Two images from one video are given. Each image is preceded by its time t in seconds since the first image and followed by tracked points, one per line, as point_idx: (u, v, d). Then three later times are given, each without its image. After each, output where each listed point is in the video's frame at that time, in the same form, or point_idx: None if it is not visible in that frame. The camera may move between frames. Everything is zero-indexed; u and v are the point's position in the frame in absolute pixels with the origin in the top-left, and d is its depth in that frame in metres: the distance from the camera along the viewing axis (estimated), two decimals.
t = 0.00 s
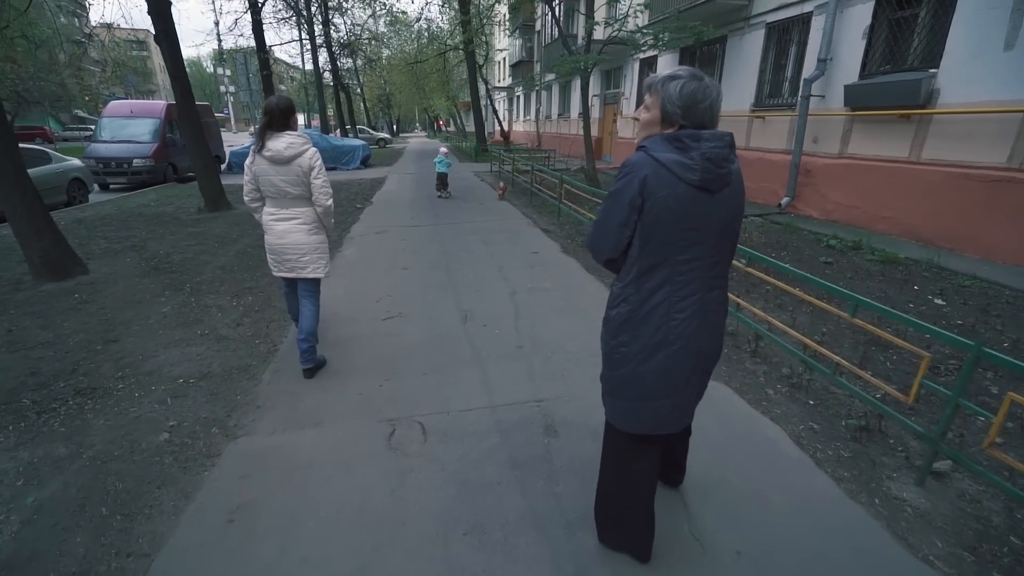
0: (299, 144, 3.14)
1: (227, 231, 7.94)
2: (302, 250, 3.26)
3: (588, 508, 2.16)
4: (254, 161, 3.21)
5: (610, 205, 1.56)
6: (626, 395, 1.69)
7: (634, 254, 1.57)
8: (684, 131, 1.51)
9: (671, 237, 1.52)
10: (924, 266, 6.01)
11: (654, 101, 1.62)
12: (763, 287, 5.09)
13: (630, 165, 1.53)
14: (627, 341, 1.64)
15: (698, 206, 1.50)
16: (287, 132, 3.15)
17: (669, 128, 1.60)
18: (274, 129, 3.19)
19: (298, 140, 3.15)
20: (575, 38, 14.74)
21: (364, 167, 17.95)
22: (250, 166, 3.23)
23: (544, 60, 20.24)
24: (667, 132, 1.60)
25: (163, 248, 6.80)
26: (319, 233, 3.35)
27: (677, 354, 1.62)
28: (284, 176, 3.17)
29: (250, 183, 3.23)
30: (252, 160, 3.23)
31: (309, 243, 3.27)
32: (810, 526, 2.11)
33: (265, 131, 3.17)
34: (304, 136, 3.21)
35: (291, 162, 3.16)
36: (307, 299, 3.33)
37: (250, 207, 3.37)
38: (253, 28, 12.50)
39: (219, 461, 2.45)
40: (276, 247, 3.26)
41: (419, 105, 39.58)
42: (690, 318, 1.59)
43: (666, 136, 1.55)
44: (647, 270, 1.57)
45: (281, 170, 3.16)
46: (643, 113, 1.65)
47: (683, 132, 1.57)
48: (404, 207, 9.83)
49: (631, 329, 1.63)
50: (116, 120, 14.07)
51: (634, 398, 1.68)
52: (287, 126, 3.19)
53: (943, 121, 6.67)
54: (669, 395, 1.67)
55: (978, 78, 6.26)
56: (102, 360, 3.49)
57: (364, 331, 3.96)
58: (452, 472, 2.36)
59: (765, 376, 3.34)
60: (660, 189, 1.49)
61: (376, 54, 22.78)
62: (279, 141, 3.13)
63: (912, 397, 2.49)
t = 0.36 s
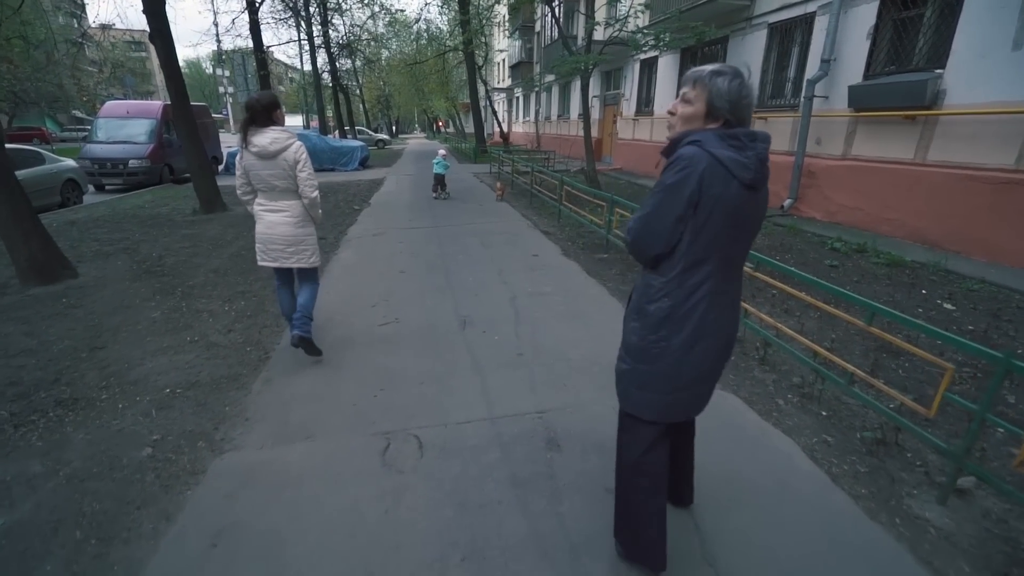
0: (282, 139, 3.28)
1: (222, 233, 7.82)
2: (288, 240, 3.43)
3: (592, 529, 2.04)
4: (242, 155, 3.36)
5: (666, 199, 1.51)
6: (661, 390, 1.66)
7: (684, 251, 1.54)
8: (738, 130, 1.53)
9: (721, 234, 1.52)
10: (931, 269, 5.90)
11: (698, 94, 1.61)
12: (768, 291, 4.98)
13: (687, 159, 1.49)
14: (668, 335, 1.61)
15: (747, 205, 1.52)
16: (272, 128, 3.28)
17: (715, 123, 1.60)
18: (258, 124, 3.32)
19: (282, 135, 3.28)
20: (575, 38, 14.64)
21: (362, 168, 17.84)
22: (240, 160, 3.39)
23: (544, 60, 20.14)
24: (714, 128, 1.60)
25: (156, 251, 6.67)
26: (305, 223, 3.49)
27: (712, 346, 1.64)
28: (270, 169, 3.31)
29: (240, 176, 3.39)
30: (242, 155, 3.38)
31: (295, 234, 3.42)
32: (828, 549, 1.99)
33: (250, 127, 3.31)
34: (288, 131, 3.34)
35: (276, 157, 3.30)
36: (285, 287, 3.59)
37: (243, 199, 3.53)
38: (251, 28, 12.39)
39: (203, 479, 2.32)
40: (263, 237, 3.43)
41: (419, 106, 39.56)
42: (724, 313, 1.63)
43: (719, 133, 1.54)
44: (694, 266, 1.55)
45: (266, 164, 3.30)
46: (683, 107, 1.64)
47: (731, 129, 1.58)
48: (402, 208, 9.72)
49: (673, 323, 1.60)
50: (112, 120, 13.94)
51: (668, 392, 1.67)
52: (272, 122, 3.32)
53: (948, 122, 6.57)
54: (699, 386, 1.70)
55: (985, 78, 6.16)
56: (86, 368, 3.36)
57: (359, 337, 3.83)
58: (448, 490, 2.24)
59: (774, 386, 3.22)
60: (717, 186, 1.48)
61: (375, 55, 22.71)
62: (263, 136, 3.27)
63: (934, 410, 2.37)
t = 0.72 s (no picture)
0: (254, 136, 3.26)
1: (186, 235, 7.47)
2: (262, 238, 3.42)
3: (579, 549, 1.94)
4: (209, 152, 3.27)
5: (689, 194, 1.58)
6: (676, 381, 1.75)
7: (703, 243, 1.63)
8: (745, 127, 1.67)
9: (733, 226, 1.65)
10: (901, 265, 6.02)
11: (708, 90, 1.71)
12: (748, 289, 4.98)
13: (707, 154, 1.58)
14: (684, 328, 1.69)
15: (752, 196, 1.68)
16: (242, 125, 3.25)
17: (721, 119, 1.72)
18: (226, 122, 3.27)
19: (253, 132, 3.27)
20: (550, 35, 14.54)
21: (334, 166, 17.43)
22: (206, 157, 3.29)
23: (519, 57, 19.98)
24: (720, 124, 1.72)
25: (113, 255, 6.33)
26: (277, 220, 3.50)
27: (721, 335, 1.75)
28: (242, 167, 3.27)
29: (206, 175, 3.29)
30: (206, 152, 3.28)
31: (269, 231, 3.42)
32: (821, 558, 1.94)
33: (218, 123, 3.25)
34: (258, 128, 3.33)
35: (248, 154, 3.27)
36: (251, 289, 3.47)
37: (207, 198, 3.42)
38: (214, 21, 11.91)
39: (159, 508, 2.14)
40: (235, 237, 3.36)
41: (391, 102, 38.96)
42: (731, 303, 1.75)
43: (728, 129, 1.67)
44: (709, 258, 1.65)
45: (238, 161, 3.26)
46: (693, 101, 1.73)
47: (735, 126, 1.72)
48: (376, 207, 9.49)
49: (689, 316, 1.68)
50: (66, 116, 13.25)
51: (684, 383, 1.75)
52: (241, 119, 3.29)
53: (916, 121, 6.71)
54: (709, 374, 1.80)
55: (951, 79, 6.31)
56: (32, 386, 3.11)
57: (332, 345, 3.66)
58: (428, 510, 2.12)
59: (758, 387, 3.19)
60: (733, 180, 1.60)
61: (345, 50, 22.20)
62: (234, 133, 3.22)
63: (919, 410, 2.34)
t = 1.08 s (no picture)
0: (226, 145, 3.33)
1: (134, 249, 7.05)
2: (232, 243, 3.46)
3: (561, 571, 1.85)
4: (176, 160, 3.27)
5: (642, 202, 1.58)
6: (635, 386, 1.77)
7: (657, 251, 1.64)
8: (697, 132, 1.67)
9: (686, 231, 1.66)
10: (858, 262, 6.22)
11: (658, 94, 1.70)
12: (716, 290, 5.03)
13: (660, 161, 1.58)
14: (642, 335, 1.71)
15: (705, 200, 1.69)
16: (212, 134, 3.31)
17: (673, 123, 1.71)
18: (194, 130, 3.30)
19: (224, 142, 3.34)
20: (511, 40, 14.55)
21: (293, 174, 16.91)
22: (172, 165, 3.28)
23: (481, 62, 19.95)
24: (672, 127, 1.72)
25: (51, 272, 5.88)
26: (245, 226, 3.56)
27: (679, 340, 1.77)
28: (213, 174, 3.32)
29: (171, 182, 3.29)
30: (172, 159, 3.28)
31: (240, 236, 3.47)
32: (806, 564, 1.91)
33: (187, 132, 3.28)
34: (228, 137, 3.40)
35: (218, 162, 3.33)
36: (210, 293, 3.45)
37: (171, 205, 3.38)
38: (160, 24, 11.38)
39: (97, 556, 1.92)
40: (202, 243, 3.36)
41: (352, 108, 38.28)
42: (687, 307, 1.77)
43: (680, 133, 1.66)
44: (665, 264, 1.66)
45: (208, 169, 3.31)
46: (644, 105, 1.72)
47: (687, 130, 1.71)
48: (339, 216, 9.21)
49: (646, 323, 1.70)
50: None
51: (644, 388, 1.78)
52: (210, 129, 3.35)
53: (865, 122, 6.98)
54: (669, 378, 1.83)
55: (895, 81, 6.59)
56: None
57: (293, 362, 3.46)
58: (399, 540, 1.98)
59: (732, 389, 3.18)
60: (685, 187, 1.61)
61: (302, 55, 21.65)
62: (204, 141, 3.26)
63: (892, 409, 2.34)
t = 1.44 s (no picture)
0: (206, 141, 3.29)
1: (103, 254, 6.77)
2: (213, 239, 3.44)
3: None
4: (157, 155, 3.27)
5: (588, 202, 1.52)
6: (586, 386, 1.73)
7: (606, 251, 1.58)
8: (649, 128, 1.59)
9: (638, 230, 1.60)
10: (844, 256, 6.21)
11: (610, 87, 1.61)
12: (703, 288, 4.97)
13: (607, 160, 1.50)
14: (592, 334, 1.66)
15: (658, 198, 1.61)
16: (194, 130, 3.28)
17: (625, 118, 1.63)
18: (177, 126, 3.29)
19: (205, 137, 3.30)
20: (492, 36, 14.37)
21: (272, 174, 16.54)
22: (154, 160, 3.29)
23: (462, 58, 19.74)
24: (625, 122, 1.64)
25: (13, 280, 5.61)
26: (229, 222, 3.53)
27: (632, 339, 1.73)
28: (193, 170, 3.31)
29: (154, 178, 3.30)
30: (156, 155, 3.29)
31: (221, 233, 3.44)
32: None
33: (169, 127, 3.27)
34: (210, 133, 3.37)
35: (199, 158, 3.31)
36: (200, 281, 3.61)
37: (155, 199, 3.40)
38: (129, 20, 10.99)
39: None
40: (185, 238, 3.38)
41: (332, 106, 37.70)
42: (641, 305, 1.71)
43: (631, 129, 1.58)
44: (615, 264, 1.60)
45: (189, 165, 3.29)
46: (595, 99, 1.63)
47: (639, 124, 1.63)
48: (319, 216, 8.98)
49: (597, 322, 1.65)
50: None
51: (596, 387, 1.74)
52: (194, 124, 3.32)
53: (848, 116, 6.97)
54: (623, 375, 1.79)
55: (877, 75, 6.59)
56: None
57: (267, 373, 3.30)
58: (378, 566, 1.85)
59: (724, 392, 3.10)
60: (635, 185, 1.53)
61: (279, 52, 21.20)
62: (184, 137, 3.24)
63: (890, 412, 2.25)
